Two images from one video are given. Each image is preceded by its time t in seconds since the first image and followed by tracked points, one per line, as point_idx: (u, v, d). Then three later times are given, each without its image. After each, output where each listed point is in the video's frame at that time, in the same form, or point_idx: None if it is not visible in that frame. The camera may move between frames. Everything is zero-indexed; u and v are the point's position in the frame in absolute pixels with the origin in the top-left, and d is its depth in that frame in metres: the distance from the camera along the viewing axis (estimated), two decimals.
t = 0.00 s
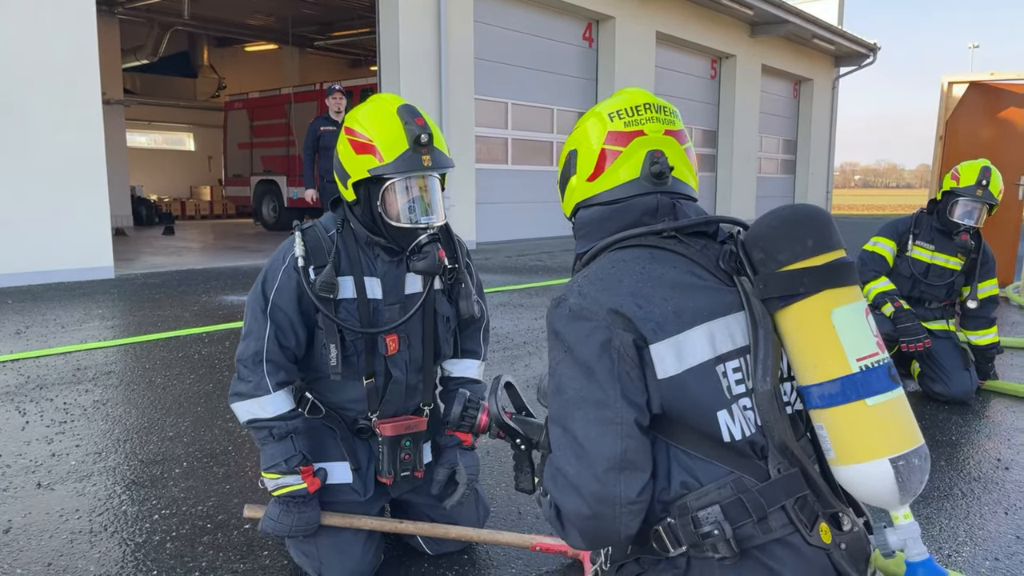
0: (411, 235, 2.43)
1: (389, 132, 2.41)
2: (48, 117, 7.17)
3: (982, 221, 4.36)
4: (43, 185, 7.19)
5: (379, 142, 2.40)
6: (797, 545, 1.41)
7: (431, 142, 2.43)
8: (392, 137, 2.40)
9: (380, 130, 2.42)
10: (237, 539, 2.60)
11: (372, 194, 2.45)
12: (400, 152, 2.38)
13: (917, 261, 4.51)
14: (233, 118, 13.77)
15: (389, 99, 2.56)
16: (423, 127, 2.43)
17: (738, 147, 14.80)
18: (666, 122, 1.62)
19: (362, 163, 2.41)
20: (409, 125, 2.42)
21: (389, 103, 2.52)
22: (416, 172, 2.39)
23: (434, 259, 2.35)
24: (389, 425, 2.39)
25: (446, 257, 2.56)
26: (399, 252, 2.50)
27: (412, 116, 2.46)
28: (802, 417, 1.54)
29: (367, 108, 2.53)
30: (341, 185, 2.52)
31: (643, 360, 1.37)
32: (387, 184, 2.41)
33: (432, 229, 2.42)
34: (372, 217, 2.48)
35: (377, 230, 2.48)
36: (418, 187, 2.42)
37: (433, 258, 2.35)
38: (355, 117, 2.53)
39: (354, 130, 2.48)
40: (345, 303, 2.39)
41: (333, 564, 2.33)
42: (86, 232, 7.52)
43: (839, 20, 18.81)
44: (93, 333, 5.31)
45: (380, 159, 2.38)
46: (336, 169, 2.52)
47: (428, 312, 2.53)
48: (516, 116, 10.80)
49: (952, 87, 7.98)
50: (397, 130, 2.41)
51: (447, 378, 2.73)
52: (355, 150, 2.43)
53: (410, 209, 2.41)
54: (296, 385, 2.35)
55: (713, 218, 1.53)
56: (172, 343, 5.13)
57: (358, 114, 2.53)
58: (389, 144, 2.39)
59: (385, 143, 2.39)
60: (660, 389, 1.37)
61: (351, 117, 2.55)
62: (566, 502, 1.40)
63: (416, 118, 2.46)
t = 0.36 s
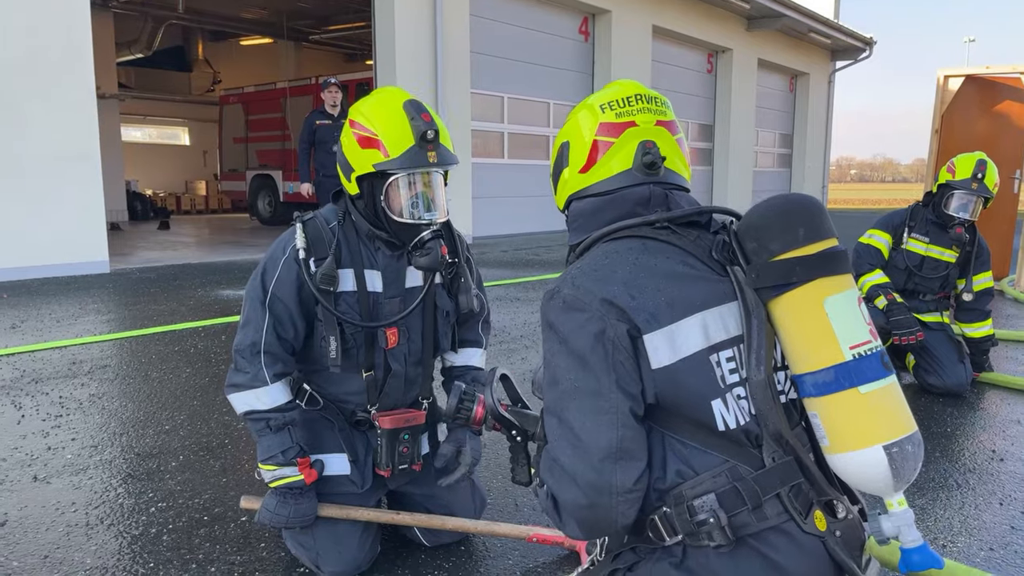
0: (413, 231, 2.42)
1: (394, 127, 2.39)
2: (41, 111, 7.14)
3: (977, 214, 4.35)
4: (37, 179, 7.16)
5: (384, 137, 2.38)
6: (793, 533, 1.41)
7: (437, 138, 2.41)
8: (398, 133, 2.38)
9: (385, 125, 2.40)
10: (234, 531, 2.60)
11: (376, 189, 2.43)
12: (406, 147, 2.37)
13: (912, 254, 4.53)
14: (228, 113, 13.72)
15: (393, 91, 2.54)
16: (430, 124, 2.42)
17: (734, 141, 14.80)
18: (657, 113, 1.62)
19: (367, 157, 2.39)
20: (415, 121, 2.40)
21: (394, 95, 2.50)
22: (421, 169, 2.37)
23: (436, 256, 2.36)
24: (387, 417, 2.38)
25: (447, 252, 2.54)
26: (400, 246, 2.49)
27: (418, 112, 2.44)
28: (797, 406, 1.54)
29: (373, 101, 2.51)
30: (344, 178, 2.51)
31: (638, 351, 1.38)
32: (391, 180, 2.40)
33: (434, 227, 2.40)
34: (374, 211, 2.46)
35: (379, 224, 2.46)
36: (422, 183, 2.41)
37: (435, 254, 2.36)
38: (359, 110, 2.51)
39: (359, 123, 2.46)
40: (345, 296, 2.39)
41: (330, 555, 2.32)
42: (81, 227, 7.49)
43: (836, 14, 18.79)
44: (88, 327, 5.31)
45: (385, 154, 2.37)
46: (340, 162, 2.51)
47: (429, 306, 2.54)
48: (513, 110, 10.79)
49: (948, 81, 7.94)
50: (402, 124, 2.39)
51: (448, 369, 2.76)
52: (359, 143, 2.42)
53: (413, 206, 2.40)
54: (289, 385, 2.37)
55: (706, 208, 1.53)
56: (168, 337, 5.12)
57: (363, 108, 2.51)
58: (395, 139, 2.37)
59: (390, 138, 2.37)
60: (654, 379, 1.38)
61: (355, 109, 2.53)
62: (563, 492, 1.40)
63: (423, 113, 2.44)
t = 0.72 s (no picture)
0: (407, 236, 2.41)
1: (391, 132, 2.34)
2: (34, 105, 7.10)
3: (967, 209, 4.36)
4: (29, 173, 7.12)
5: (380, 141, 2.33)
6: (785, 521, 1.41)
7: (435, 146, 2.37)
8: (395, 139, 2.33)
9: (383, 129, 2.35)
10: (228, 523, 2.60)
11: (369, 192, 2.40)
12: (403, 155, 2.32)
13: (902, 248, 4.53)
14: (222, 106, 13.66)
15: (390, 91, 2.48)
16: (428, 131, 2.37)
17: (729, 135, 14.80)
18: (650, 103, 1.62)
19: (361, 162, 2.35)
20: (414, 128, 2.35)
21: (393, 96, 2.45)
22: (418, 177, 2.33)
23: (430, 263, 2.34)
24: (385, 414, 2.38)
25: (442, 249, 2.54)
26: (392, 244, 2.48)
27: (417, 118, 2.38)
28: (789, 395, 1.54)
29: (370, 101, 2.44)
30: (335, 177, 2.45)
31: (631, 340, 1.37)
32: (386, 186, 2.36)
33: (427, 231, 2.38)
34: (367, 213, 2.44)
35: (369, 223, 2.45)
36: (417, 190, 2.37)
37: (429, 260, 2.33)
38: (354, 109, 2.45)
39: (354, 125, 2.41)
40: (337, 294, 2.38)
41: (325, 548, 2.32)
42: (73, 221, 7.45)
43: (831, 8, 18.78)
44: (82, 321, 5.29)
45: (381, 161, 2.32)
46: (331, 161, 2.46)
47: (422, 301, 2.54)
48: (508, 103, 10.76)
49: (942, 75, 7.83)
50: (399, 129, 2.34)
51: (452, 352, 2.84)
52: (355, 147, 2.36)
53: (406, 211, 2.36)
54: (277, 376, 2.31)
55: (700, 197, 1.53)
56: (162, 331, 5.10)
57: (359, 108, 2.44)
58: (391, 144, 2.32)
59: (387, 143, 2.32)
60: (647, 367, 1.37)
61: (350, 108, 2.47)
62: (555, 482, 1.40)
63: (421, 119, 2.39)
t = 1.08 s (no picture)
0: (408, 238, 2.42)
1: (403, 146, 2.29)
2: (26, 98, 7.06)
3: (959, 202, 4.36)
4: (22, 167, 7.08)
5: (394, 155, 2.27)
6: (776, 510, 1.41)
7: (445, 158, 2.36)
8: (409, 154, 2.28)
9: (394, 143, 2.28)
10: (222, 517, 2.60)
11: (375, 202, 2.36)
12: (418, 170, 2.30)
13: (896, 241, 4.55)
14: (215, 101, 13.60)
15: (390, 96, 2.39)
16: (440, 144, 2.35)
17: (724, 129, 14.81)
18: (642, 95, 1.62)
19: (374, 177, 2.29)
20: (426, 141, 2.32)
21: (395, 103, 2.38)
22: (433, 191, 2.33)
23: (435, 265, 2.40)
24: (362, 413, 2.38)
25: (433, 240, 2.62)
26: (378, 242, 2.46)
27: (429, 130, 2.35)
28: (782, 386, 1.54)
29: (370, 109, 2.34)
30: (337, 189, 2.37)
31: (624, 329, 1.38)
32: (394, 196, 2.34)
33: (428, 238, 2.39)
34: (369, 221, 2.39)
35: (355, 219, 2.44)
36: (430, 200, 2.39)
37: (436, 266, 2.39)
38: (355, 116, 2.35)
39: (358, 135, 2.32)
40: (322, 290, 2.37)
41: (318, 543, 2.32)
42: (66, 216, 7.41)
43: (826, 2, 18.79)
44: (75, 316, 5.26)
45: (397, 177, 2.28)
46: (331, 171, 2.36)
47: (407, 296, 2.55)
48: (502, 98, 10.75)
49: (936, 69, 7.88)
50: (411, 143, 2.29)
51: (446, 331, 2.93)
52: (365, 162, 2.29)
53: (409, 216, 2.35)
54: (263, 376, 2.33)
55: (693, 188, 1.53)
56: (155, 326, 5.09)
57: (359, 116, 2.34)
58: (406, 160, 2.28)
59: (401, 158, 2.28)
60: (640, 357, 1.38)
61: (349, 114, 2.37)
62: (547, 472, 1.40)
63: (431, 131, 2.35)
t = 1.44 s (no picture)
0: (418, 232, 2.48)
1: (421, 138, 2.31)
2: (16, 92, 7.02)
3: (951, 192, 4.38)
4: (13, 161, 7.04)
5: (413, 148, 2.29)
6: (761, 499, 1.42)
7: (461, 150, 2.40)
8: (429, 146, 2.31)
9: (413, 136, 2.30)
10: (213, 510, 2.60)
11: (390, 195, 2.39)
12: (437, 162, 2.32)
13: (889, 232, 4.55)
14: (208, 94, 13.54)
15: (405, 91, 2.41)
16: (457, 137, 2.38)
17: (718, 122, 14.81)
18: (629, 85, 1.63)
19: (393, 170, 2.30)
20: (445, 134, 2.34)
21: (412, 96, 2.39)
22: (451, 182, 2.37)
23: (445, 257, 2.51)
24: (374, 403, 2.40)
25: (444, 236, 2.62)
26: (387, 234, 2.48)
27: (446, 124, 2.37)
28: (768, 375, 1.55)
29: (388, 103, 2.35)
30: (353, 181, 2.35)
31: (609, 320, 1.38)
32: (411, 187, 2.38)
33: (441, 229, 2.49)
34: (383, 214, 2.43)
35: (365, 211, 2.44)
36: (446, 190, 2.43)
37: (447, 256, 2.51)
38: (373, 109, 2.34)
39: (377, 127, 2.32)
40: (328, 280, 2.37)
41: (310, 532, 2.33)
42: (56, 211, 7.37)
43: None
44: (67, 311, 5.25)
45: (416, 169, 2.30)
46: (349, 163, 2.35)
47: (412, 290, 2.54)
48: (496, 91, 10.73)
49: (930, 61, 7.87)
50: (429, 137, 2.32)
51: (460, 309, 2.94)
52: (384, 155, 2.29)
53: (425, 206, 2.41)
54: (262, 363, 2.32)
55: (678, 178, 1.53)
56: (147, 320, 5.07)
57: (377, 110, 2.34)
58: (425, 153, 2.30)
59: (419, 151, 2.30)
60: (625, 348, 1.38)
61: (366, 107, 2.36)
62: (535, 463, 1.41)
63: (448, 125, 2.38)
